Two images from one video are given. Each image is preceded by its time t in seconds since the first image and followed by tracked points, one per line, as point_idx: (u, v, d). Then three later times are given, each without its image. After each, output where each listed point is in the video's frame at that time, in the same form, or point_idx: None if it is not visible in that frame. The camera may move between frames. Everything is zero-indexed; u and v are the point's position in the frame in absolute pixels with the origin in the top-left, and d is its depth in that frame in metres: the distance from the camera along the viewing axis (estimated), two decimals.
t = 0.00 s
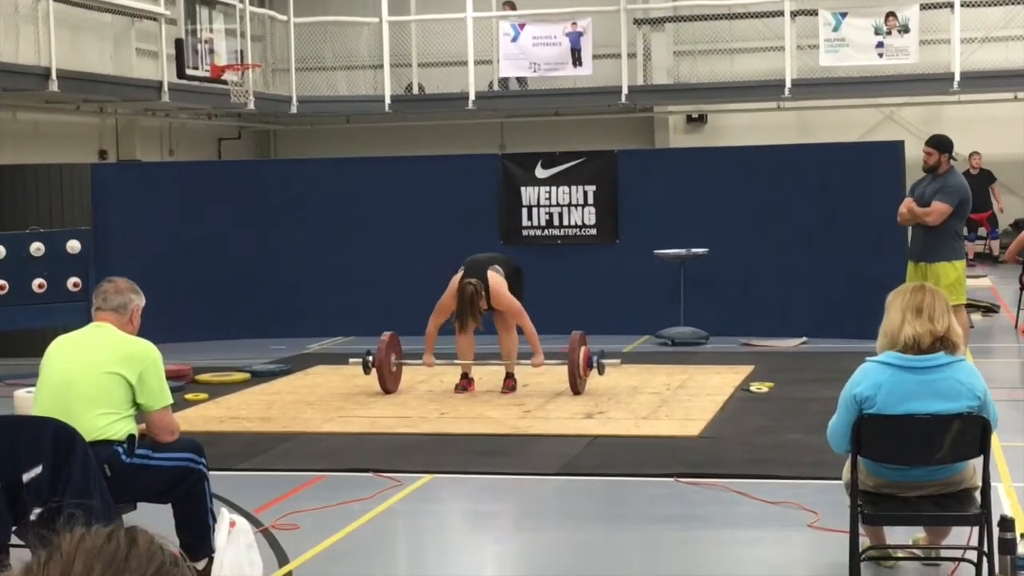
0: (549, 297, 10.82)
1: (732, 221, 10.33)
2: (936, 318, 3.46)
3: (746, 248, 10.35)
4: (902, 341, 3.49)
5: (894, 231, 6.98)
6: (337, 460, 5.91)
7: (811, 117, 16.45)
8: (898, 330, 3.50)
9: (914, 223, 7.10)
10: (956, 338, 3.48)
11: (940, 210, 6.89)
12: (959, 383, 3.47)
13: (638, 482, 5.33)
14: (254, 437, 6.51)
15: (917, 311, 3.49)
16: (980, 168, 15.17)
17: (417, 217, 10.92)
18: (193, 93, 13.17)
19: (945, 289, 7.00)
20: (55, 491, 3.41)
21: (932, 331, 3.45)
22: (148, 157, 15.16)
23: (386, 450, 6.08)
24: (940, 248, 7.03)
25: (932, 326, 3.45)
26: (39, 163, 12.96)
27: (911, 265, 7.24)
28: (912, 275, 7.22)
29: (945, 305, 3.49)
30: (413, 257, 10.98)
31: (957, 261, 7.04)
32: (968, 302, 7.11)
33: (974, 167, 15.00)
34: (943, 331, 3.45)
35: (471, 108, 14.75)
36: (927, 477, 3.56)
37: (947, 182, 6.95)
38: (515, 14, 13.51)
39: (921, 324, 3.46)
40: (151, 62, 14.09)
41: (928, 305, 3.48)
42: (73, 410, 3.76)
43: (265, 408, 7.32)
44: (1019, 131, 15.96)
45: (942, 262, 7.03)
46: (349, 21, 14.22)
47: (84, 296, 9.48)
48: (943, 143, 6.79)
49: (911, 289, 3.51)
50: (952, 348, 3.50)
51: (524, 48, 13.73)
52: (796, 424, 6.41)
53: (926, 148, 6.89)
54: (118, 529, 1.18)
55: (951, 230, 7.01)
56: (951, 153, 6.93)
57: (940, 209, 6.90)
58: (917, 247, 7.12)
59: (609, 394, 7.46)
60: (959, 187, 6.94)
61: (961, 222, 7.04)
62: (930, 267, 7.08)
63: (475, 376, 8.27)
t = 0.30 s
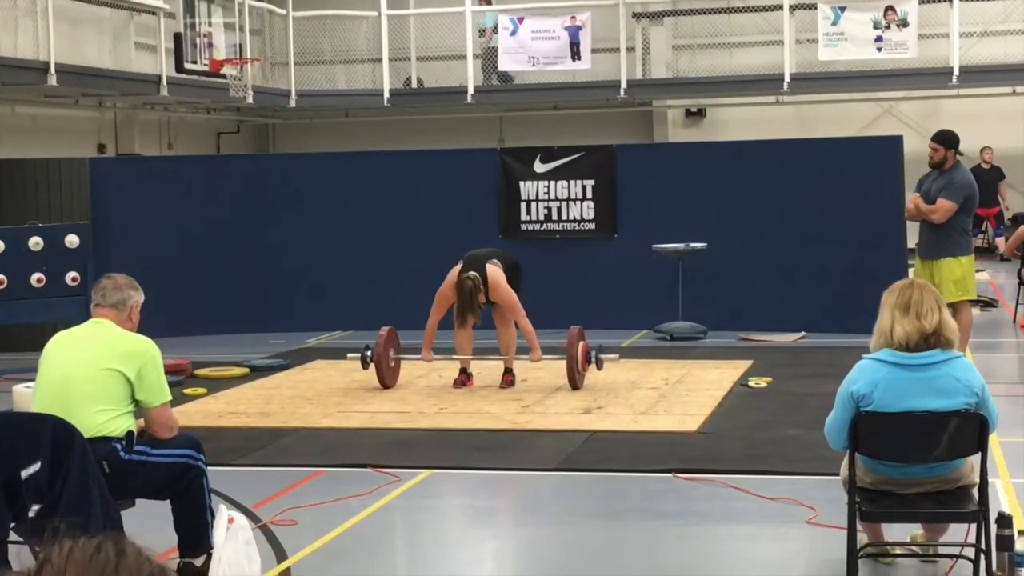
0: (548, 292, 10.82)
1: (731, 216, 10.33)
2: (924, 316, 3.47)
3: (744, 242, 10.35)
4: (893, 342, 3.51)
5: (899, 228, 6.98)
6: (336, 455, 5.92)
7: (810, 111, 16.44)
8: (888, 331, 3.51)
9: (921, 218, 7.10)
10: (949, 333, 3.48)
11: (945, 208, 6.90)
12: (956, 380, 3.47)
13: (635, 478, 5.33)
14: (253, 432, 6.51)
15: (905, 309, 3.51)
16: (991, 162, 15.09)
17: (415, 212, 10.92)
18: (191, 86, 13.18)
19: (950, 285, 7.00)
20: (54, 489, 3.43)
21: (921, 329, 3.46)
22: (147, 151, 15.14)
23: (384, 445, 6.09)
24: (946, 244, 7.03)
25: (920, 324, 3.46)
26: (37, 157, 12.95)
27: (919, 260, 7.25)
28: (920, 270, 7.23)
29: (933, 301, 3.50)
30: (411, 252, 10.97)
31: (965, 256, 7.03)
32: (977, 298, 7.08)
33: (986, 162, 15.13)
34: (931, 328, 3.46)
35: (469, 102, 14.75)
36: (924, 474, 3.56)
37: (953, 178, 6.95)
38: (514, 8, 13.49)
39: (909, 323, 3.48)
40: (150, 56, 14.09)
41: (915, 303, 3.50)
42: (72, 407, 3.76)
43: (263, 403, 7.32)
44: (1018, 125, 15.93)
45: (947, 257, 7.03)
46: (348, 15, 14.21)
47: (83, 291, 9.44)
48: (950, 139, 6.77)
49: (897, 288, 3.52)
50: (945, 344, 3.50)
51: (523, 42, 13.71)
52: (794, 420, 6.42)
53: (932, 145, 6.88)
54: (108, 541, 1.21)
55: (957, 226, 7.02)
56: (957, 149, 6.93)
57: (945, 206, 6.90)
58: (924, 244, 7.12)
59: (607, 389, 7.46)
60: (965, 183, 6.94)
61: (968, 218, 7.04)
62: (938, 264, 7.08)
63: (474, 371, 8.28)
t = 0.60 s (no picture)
0: (545, 286, 10.81)
1: (729, 210, 10.33)
2: (924, 314, 3.48)
3: (742, 237, 10.34)
4: (893, 339, 3.50)
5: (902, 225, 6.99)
6: (333, 450, 5.92)
7: (808, 104, 16.44)
8: (889, 329, 3.50)
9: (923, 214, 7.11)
10: (947, 331, 3.49)
11: (947, 207, 6.90)
12: (953, 378, 3.47)
13: (632, 474, 5.33)
14: (250, 427, 6.51)
15: (904, 307, 3.51)
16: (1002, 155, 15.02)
17: (413, 206, 10.91)
18: (188, 79, 13.15)
19: (953, 282, 7.03)
20: (49, 486, 3.42)
21: (921, 327, 3.47)
22: (145, 144, 15.13)
23: (381, 440, 6.09)
24: (948, 241, 7.05)
25: (920, 322, 3.47)
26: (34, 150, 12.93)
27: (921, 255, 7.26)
28: (922, 265, 7.25)
29: (932, 299, 3.51)
30: (409, 245, 10.97)
31: (967, 252, 7.05)
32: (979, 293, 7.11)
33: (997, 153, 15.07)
34: (932, 326, 3.47)
35: (467, 95, 14.75)
36: (921, 471, 3.57)
37: (955, 175, 6.94)
38: (512, 1, 13.47)
39: (910, 321, 3.48)
40: (147, 49, 14.06)
41: (914, 300, 3.50)
42: (68, 402, 3.76)
43: (260, 397, 7.31)
44: (1015, 118, 15.94)
45: (949, 254, 7.05)
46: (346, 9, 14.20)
47: (79, 284, 9.44)
48: (953, 137, 6.72)
49: (897, 285, 3.52)
50: (944, 342, 3.50)
51: (520, 35, 13.68)
52: (791, 415, 6.43)
53: (934, 141, 6.84)
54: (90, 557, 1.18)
55: (960, 223, 7.03)
56: (960, 145, 6.90)
57: (947, 205, 6.91)
58: (925, 240, 7.13)
59: (605, 383, 7.46)
60: (968, 180, 6.93)
61: (970, 214, 7.05)
62: (939, 260, 7.10)
63: (472, 365, 8.28)
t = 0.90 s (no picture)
0: (543, 276, 10.80)
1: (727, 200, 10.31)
2: (921, 307, 3.47)
3: (740, 227, 10.33)
4: (890, 332, 3.49)
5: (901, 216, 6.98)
6: (329, 440, 5.91)
7: (806, 95, 16.41)
8: (886, 322, 3.50)
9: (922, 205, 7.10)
10: (944, 324, 3.48)
11: (946, 198, 6.89)
12: (950, 371, 3.45)
13: (629, 465, 5.33)
14: (246, 417, 6.50)
15: (901, 300, 3.50)
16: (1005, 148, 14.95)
17: (410, 195, 10.89)
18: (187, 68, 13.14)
19: (949, 274, 7.01)
20: (46, 476, 3.41)
21: (918, 320, 3.45)
22: (142, 133, 15.09)
23: (377, 431, 6.08)
24: (947, 232, 7.04)
25: (917, 315, 3.46)
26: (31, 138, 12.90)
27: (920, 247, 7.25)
28: (920, 257, 7.24)
29: (930, 292, 3.50)
30: (406, 236, 10.95)
31: (966, 244, 7.04)
32: (977, 286, 7.06)
33: (1001, 147, 14.94)
34: (928, 320, 3.45)
35: (465, 84, 14.72)
36: (918, 465, 3.56)
37: (955, 166, 6.94)
38: None
39: (906, 314, 3.47)
40: (145, 37, 14.02)
41: (911, 293, 3.49)
42: (63, 393, 3.75)
43: (257, 387, 7.31)
44: (1013, 110, 15.92)
45: (947, 246, 7.05)
46: None
47: (77, 273, 9.46)
48: (954, 128, 6.73)
49: (895, 279, 3.52)
50: (941, 336, 3.49)
51: (519, 24, 13.64)
52: (788, 406, 6.43)
53: (936, 132, 6.85)
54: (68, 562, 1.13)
55: (959, 215, 7.02)
56: (960, 136, 6.91)
57: (947, 196, 6.90)
58: (924, 231, 7.13)
59: (602, 374, 7.46)
60: (967, 172, 6.93)
61: (970, 206, 7.03)
62: (938, 252, 7.10)
63: (469, 355, 8.27)
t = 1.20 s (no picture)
0: (543, 270, 10.79)
1: (727, 195, 10.30)
2: (921, 304, 3.46)
3: (740, 223, 10.31)
4: (890, 329, 3.49)
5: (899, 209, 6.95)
6: (329, 434, 5.91)
7: (807, 90, 16.39)
8: (887, 318, 3.49)
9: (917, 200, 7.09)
10: (945, 321, 3.47)
11: (944, 191, 6.88)
12: (951, 368, 3.45)
13: (629, 461, 5.33)
14: (246, 411, 6.50)
15: (902, 297, 3.50)
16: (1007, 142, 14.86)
17: (410, 189, 10.87)
18: (187, 62, 13.14)
19: (945, 267, 6.99)
20: (45, 470, 3.41)
21: (918, 317, 3.45)
22: (142, 126, 15.06)
23: (377, 425, 6.08)
24: (943, 227, 7.03)
25: (917, 312, 3.45)
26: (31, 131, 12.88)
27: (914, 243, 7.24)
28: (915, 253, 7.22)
29: (931, 290, 3.49)
30: (406, 230, 10.94)
31: (959, 240, 7.04)
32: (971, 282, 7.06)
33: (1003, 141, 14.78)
34: (929, 317, 3.45)
35: (466, 78, 14.70)
36: (918, 462, 3.56)
37: (952, 162, 6.94)
38: None
39: (906, 311, 3.46)
40: (145, 30, 14.00)
41: (912, 291, 3.49)
42: (63, 386, 3.74)
43: (257, 381, 7.30)
44: (1014, 106, 15.90)
45: (943, 241, 7.04)
46: None
47: (77, 267, 9.45)
48: (952, 122, 6.74)
49: (896, 275, 3.51)
50: (941, 333, 3.49)
51: (519, 18, 13.61)
52: (788, 402, 6.42)
53: (933, 127, 6.85)
54: None
55: (955, 210, 7.01)
56: (957, 132, 6.92)
57: (945, 190, 6.88)
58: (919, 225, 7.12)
59: (602, 369, 7.45)
60: (964, 167, 6.93)
61: (967, 201, 7.02)
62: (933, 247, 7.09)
63: (468, 350, 8.27)
